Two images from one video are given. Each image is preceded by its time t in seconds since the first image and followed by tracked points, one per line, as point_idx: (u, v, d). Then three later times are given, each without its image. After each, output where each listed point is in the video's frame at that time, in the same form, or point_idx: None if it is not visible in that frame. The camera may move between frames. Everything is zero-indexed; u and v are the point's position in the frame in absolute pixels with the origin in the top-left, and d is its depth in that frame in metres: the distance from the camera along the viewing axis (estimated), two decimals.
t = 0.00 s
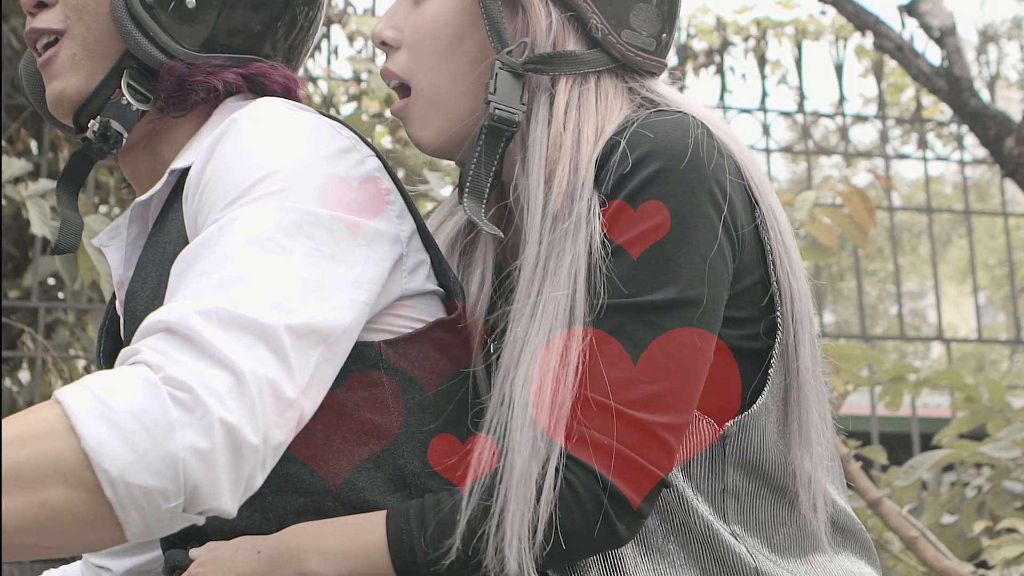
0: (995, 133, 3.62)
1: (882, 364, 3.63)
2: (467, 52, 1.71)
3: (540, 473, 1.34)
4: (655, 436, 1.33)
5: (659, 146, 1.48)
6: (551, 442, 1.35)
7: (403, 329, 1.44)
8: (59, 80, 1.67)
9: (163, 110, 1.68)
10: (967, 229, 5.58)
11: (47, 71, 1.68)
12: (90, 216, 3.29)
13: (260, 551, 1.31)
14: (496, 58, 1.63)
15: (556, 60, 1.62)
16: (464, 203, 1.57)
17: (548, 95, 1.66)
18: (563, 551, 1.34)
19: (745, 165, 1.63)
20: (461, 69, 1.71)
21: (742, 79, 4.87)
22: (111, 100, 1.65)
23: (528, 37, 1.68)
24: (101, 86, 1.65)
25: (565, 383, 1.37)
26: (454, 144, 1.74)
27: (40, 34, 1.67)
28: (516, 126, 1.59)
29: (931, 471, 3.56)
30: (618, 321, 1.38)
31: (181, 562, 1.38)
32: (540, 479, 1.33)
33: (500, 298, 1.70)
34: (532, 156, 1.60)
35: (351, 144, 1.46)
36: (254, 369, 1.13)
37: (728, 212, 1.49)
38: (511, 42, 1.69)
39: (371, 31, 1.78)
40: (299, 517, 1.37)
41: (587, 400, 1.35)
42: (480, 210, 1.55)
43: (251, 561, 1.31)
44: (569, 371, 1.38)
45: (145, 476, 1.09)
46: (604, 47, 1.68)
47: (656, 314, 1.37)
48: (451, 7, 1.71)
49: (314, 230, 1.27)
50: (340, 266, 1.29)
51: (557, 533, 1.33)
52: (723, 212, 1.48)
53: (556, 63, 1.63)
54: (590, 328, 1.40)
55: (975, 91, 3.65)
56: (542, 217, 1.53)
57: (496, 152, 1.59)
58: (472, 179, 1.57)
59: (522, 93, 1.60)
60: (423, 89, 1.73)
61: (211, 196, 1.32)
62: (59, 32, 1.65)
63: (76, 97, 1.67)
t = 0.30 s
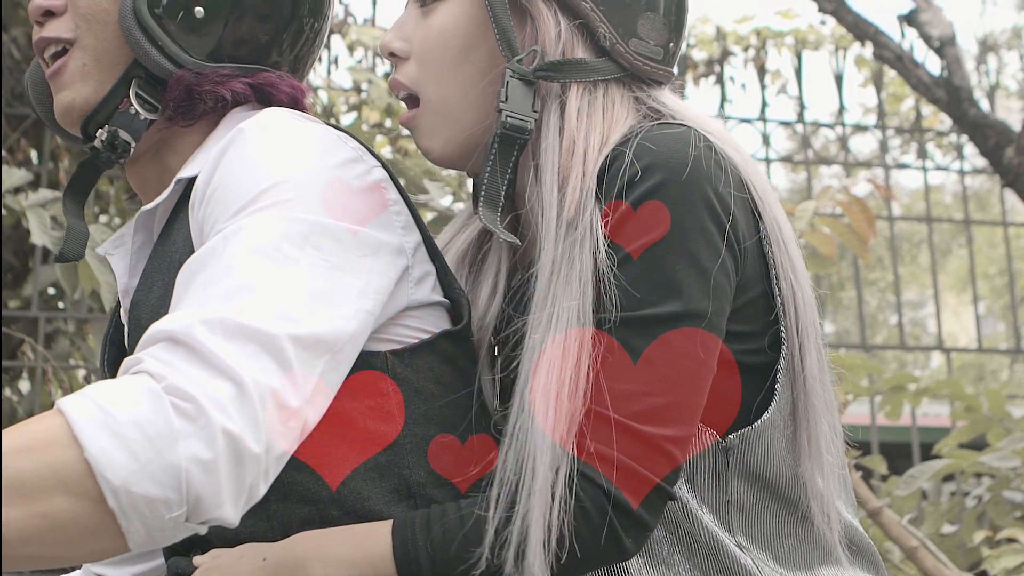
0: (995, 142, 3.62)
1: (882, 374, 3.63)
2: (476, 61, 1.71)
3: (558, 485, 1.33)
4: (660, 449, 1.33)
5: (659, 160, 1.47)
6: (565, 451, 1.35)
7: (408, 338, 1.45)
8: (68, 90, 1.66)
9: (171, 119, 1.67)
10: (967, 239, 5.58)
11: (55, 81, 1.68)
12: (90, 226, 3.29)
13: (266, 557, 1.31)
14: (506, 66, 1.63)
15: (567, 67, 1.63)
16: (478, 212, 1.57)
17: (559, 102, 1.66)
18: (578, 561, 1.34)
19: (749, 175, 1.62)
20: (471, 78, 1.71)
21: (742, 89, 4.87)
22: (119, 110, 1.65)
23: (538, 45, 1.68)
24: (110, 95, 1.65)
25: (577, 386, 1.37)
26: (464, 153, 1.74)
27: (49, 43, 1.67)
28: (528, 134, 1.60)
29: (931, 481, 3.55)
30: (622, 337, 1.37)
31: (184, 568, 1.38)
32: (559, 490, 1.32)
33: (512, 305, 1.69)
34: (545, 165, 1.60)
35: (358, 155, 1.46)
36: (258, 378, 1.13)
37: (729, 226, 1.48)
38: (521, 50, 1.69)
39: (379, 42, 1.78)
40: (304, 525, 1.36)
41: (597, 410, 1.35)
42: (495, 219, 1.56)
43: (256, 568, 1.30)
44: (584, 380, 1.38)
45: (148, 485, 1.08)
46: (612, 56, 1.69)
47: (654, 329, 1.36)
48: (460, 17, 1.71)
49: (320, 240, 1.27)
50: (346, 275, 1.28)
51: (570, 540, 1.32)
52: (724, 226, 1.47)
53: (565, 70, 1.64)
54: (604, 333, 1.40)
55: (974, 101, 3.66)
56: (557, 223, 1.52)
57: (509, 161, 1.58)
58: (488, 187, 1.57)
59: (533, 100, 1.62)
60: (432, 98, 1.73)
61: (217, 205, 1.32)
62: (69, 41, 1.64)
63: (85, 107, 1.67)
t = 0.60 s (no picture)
0: (995, 152, 3.62)
1: (882, 384, 3.62)
2: (481, 73, 1.71)
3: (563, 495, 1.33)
4: (662, 461, 1.32)
5: (659, 174, 1.47)
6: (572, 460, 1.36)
7: (414, 350, 1.46)
8: (78, 100, 1.66)
9: (179, 129, 1.66)
10: (967, 248, 5.57)
11: (64, 91, 1.68)
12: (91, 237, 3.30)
13: (271, 567, 1.30)
14: (510, 78, 1.64)
15: (570, 78, 1.63)
16: (485, 224, 1.58)
17: (563, 113, 1.66)
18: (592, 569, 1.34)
19: (749, 183, 1.62)
20: (477, 89, 1.71)
21: (742, 99, 4.88)
22: (128, 119, 1.65)
23: (542, 56, 1.68)
24: (119, 105, 1.65)
25: (581, 399, 1.37)
26: (471, 166, 1.75)
27: (58, 53, 1.67)
28: (531, 145, 1.61)
29: (931, 491, 3.54)
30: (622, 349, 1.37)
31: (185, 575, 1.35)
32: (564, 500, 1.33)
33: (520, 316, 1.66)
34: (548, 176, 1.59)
35: (366, 168, 1.46)
36: (260, 391, 1.12)
37: (726, 237, 1.47)
38: (525, 61, 1.69)
39: (385, 56, 1.76)
40: (309, 536, 1.34)
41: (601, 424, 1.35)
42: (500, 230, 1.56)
43: None
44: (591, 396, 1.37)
45: (150, 497, 1.07)
46: (616, 65, 1.68)
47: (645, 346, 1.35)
48: (465, 30, 1.71)
49: (326, 252, 1.27)
50: (352, 287, 1.28)
51: (586, 552, 1.33)
52: (721, 237, 1.46)
53: (569, 81, 1.63)
54: (611, 343, 1.39)
55: (974, 111, 3.66)
56: (562, 230, 1.52)
57: (514, 171, 1.60)
58: (493, 199, 1.57)
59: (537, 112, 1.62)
60: (439, 111, 1.73)
61: (223, 217, 1.32)
62: (81, 50, 1.65)
63: (93, 116, 1.66)
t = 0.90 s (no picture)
0: (995, 162, 3.61)
1: (883, 393, 3.61)
2: (488, 86, 1.71)
3: (566, 498, 1.35)
4: (665, 470, 1.32)
5: (660, 187, 1.46)
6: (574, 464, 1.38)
7: (421, 363, 1.46)
8: (86, 109, 1.66)
9: (189, 139, 1.67)
10: (967, 257, 5.57)
11: (73, 100, 1.67)
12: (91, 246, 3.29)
13: None
14: (511, 92, 1.65)
15: (572, 91, 1.63)
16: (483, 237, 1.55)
17: (562, 127, 1.66)
18: None
19: (751, 188, 1.61)
20: (486, 101, 1.71)
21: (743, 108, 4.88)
22: (137, 129, 1.64)
23: (543, 70, 1.68)
24: (128, 114, 1.64)
25: (585, 405, 1.38)
26: (480, 178, 1.74)
27: (68, 62, 1.66)
28: (532, 159, 1.61)
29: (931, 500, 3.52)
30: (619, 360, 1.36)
31: None
32: (566, 504, 1.34)
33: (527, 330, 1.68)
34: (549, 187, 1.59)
35: (373, 179, 1.46)
36: (263, 404, 1.11)
37: (723, 239, 1.46)
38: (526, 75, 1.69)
39: (391, 74, 1.76)
40: (315, 547, 1.33)
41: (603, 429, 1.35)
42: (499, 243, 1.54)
43: None
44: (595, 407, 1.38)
45: (152, 511, 1.06)
46: (620, 74, 1.68)
47: (640, 353, 1.34)
48: (469, 43, 1.71)
49: (331, 264, 1.26)
50: (358, 299, 1.27)
51: (592, 554, 1.33)
52: (719, 241, 1.45)
53: (571, 93, 1.63)
54: (613, 351, 1.37)
55: (973, 121, 3.66)
56: (560, 238, 1.53)
57: (515, 183, 1.59)
58: (491, 211, 1.56)
59: (537, 126, 1.62)
60: (446, 125, 1.72)
61: (230, 228, 1.32)
62: (92, 59, 1.64)
63: (102, 125, 1.66)
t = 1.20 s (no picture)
0: (995, 171, 3.61)
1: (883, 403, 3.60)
2: (498, 96, 1.70)
3: (574, 498, 1.36)
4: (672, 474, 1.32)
5: (668, 194, 1.46)
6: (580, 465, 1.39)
7: (428, 375, 1.45)
8: (97, 119, 1.65)
9: (198, 150, 1.67)
10: (967, 266, 5.56)
11: (83, 110, 1.66)
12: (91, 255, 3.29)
13: None
14: (517, 103, 1.63)
15: (577, 101, 1.63)
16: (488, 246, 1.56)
17: (567, 133, 1.65)
18: None
19: (755, 193, 1.60)
20: (496, 111, 1.71)
21: (743, 118, 4.88)
22: (148, 139, 1.64)
23: (550, 81, 1.68)
24: (139, 125, 1.64)
25: (586, 408, 1.40)
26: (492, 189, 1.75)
27: (79, 71, 1.65)
28: (538, 170, 1.60)
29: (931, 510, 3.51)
30: (625, 364, 1.37)
31: None
32: (575, 504, 1.35)
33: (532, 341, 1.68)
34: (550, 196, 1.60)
35: (381, 190, 1.46)
36: (266, 420, 1.11)
37: (731, 247, 1.45)
38: (533, 85, 1.69)
39: (399, 86, 1.76)
40: (321, 558, 1.32)
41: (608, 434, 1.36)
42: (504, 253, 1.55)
43: None
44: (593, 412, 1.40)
45: (153, 525, 1.06)
46: (628, 80, 1.69)
47: (643, 357, 1.35)
48: (479, 54, 1.70)
49: (338, 278, 1.26)
50: (365, 313, 1.27)
51: (593, 551, 1.32)
52: (726, 248, 1.44)
53: (577, 104, 1.63)
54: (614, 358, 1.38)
55: (973, 131, 3.66)
56: (559, 246, 1.54)
57: (519, 194, 1.59)
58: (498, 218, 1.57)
59: (544, 136, 1.62)
60: (457, 137, 1.72)
61: (238, 240, 1.32)
62: (103, 69, 1.64)
63: (112, 134, 1.65)
